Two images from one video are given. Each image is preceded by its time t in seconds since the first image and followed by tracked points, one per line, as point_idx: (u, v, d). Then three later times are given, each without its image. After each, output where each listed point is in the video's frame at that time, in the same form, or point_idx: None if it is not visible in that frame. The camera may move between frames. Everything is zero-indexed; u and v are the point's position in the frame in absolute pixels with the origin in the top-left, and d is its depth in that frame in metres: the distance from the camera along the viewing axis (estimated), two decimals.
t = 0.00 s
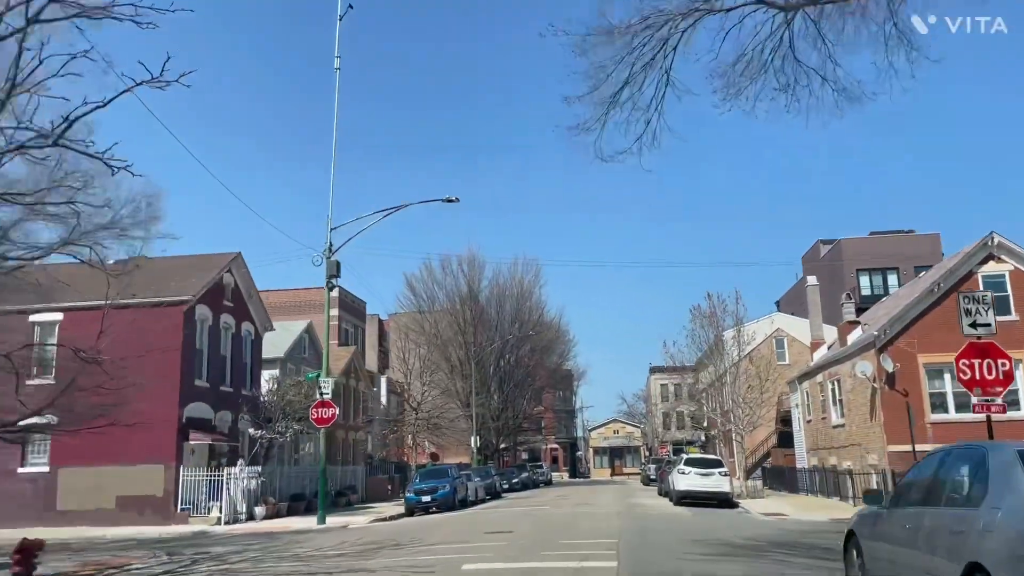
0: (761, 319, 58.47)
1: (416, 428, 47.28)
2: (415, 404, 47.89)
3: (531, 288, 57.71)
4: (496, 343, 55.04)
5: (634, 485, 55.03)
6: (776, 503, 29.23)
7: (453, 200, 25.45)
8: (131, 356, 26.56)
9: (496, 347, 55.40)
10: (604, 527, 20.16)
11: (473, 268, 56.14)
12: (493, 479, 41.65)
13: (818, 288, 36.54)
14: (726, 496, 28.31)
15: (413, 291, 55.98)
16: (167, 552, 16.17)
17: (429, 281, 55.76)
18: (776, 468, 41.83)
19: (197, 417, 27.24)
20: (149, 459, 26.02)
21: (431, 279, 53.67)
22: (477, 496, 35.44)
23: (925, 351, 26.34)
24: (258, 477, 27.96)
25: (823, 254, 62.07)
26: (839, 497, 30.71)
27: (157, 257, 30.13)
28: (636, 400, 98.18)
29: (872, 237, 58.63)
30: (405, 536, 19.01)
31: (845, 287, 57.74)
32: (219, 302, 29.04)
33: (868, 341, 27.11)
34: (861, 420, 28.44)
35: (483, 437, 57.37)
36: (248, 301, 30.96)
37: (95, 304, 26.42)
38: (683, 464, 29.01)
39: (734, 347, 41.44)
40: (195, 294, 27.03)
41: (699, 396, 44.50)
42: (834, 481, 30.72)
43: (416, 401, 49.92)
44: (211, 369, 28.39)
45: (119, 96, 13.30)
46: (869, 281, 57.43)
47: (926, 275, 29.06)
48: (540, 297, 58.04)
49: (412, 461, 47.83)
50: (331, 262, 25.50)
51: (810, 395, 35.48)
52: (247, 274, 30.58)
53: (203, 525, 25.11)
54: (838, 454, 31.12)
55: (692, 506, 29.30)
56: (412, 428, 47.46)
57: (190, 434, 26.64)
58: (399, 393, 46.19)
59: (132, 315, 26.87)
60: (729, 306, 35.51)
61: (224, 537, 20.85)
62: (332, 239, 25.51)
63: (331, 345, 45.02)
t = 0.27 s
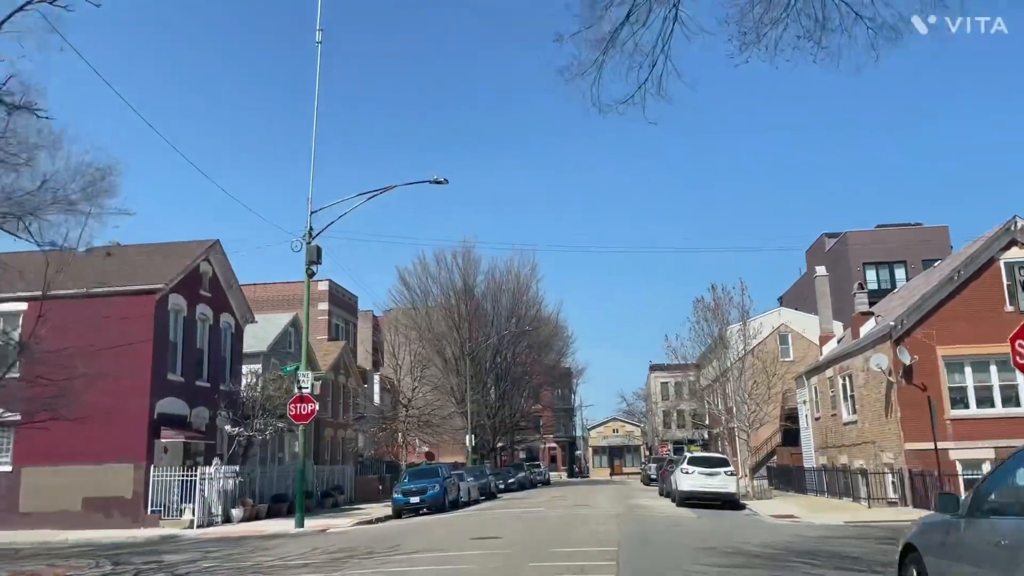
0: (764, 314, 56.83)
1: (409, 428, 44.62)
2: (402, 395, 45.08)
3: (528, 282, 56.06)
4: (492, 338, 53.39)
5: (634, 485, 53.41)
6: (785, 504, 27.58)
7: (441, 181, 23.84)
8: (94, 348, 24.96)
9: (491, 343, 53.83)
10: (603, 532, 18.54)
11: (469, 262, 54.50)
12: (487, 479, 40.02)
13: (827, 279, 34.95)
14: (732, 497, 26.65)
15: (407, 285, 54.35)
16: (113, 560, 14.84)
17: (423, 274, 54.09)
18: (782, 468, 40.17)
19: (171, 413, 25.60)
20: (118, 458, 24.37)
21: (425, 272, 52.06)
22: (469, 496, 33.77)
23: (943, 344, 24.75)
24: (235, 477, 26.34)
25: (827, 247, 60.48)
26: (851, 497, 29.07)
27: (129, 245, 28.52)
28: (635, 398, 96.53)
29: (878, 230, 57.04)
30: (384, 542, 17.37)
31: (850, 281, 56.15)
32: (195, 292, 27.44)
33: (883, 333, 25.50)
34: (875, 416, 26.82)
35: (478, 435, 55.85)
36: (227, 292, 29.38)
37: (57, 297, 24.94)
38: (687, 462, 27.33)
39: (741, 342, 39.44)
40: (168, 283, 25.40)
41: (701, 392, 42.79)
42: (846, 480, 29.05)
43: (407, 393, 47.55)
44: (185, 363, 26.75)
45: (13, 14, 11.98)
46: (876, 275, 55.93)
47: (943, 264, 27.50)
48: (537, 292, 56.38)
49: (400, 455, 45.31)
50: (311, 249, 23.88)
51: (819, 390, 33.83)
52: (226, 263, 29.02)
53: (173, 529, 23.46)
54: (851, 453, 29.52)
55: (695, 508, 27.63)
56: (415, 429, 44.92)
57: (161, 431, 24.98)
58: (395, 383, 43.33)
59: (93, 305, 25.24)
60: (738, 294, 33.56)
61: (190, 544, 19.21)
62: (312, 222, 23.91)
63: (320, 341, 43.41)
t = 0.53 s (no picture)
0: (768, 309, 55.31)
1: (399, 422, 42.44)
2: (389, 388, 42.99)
3: (525, 277, 54.47)
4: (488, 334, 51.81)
5: (633, 485, 51.94)
6: (794, 506, 26.10)
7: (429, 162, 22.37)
8: (58, 341, 23.47)
9: (487, 339, 52.35)
10: (600, 537, 17.07)
11: (464, 255, 52.93)
12: (482, 479, 38.52)
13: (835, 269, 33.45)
14: (738, 498, 25.15)
15: (400, 280, 52.82)
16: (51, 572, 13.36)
17: (416, 269, 52.54)
18: (789, 467, 38.52)
19: (142, 410, 24.08)
20: (84, 457, 22.83)
21: (418, 266, 50.52)
22: (462, 498, 32.20)
23: (963, 335, 23.26)
24: (211, 477, 24.85)
25: (832, 241, 59.00)
26: (862, 499, 27.62)
27: (100, 233, 26.98)
28: (635, 397, 95.05)
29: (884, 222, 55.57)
30: (361, 550, 15.89)
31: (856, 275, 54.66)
32: (170, 282, 25.95)
33: (899, 324, 24.02)
34: (889, 412, 25.37)
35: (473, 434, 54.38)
36: (205, 283, 27.91)
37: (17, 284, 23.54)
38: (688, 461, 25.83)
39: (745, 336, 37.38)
40: (138, 270, 23.90)
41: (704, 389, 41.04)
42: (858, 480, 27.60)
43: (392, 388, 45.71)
44: (159, 356, 25.22)
45: None
46: (882, 268, 54.44)
47: (961, 252, 26.06)
48: (534, 286, 54.80)
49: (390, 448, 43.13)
50: (289, 233, 22.21)
51: (826, 386, 32.30)
52: (203, 252, 27.58)
53: (142, 533, 21.98)
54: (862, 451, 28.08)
55: (699, 509, 26.13)
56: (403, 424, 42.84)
57: (132, 428, 23.45)
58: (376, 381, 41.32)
59: (55, 296, 23.76)
60: (744, 283, 31.82)
61: (153, 550, 17.73)
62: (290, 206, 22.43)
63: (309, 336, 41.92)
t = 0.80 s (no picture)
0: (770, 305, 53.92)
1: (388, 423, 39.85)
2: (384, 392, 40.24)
3: (522, 271, 53.07)
4: (483, 330, 50.47)
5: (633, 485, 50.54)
6: (802, 508, 24.76)
7: (417, 142, 20.97)
8: (21, 334, 22.13)
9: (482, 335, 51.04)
10: (597, 543, 15.73)
11: (459, 249, 51.49)
12: (476, 479, 37.09)
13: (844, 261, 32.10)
14: (744, 500, 23.79)
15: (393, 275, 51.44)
16: None
17: (410, 263, 51.08)
18: (795, 467, 36.94)
19: (112, 406, 22.70)
20: (50, 456, 21.47)
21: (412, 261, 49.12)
22: (454, 499, 30.77)
23: (983, 327, 21.93)
24: (186, 478, 23.50)
25: (836, 236, 57.62)
26: (873, 500, 26.28)
27: (71, 221, 25.61)
28: (634, 396, 93.60)
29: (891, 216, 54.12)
30: (335, 558, 14.55)
31: (861, 271, 53.28)
32: (144, 271, 24.57)
33: (915, 315, 22.68)
34: (903, 408, 24.03)
35: (469, 433, 53.12)
36: (183, 273, 26.55)
37: None
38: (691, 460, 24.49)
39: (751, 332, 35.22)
40: (108, 258, 22.50)
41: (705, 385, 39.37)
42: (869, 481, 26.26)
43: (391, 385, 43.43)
44: (132, 349, 23.83)
45: None
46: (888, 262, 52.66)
47: (979, 241, 24.71)
48: (532, 282, 53.40)
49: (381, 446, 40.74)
50: (266, 218, 20.89)
51: (835, 382, 30.94)
52: (181, 240, 26.22)
53: (109, 537, 20.68)
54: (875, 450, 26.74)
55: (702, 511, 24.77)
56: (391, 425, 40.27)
57: (100, 425, 22.07)
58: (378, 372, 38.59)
59: (18, 287, 22.41)
60: (750, 275, 30.25)
61: (114, 558, 16.39)
62: (268, 189, 21.05)
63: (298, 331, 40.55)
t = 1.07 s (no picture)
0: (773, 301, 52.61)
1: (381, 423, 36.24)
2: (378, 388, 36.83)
3: (519, 267, 51.73)
4: (479, 327, 49.19)
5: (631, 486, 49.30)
6: (810, 510, 23.54)
7: (403, 121, 19.64)
8: None
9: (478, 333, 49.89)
10: (594, 551, 14.46)
11: (454, 244, 50.12)
12: (471, 479, 35.83)
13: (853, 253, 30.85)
14: (749, 502, 22.57)
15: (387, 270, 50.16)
16: None
17: (403, 258, 49.71)
18: (800, 467, 35.51)
19: (81, 402, 21.43)
20: (14, 455, 20.21)
21: (405, 256, 47.89)
22: (446, 501, 29.52)
23: (1004, 320, 20.70)
24: (160, 479, 22.25)
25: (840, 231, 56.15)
26: (884, 502, 25.06)
27: (41, 208, 24.33)
28: (633, 395, 92.35)
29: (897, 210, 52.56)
30: (307, 568, 13.33)
31: (866, 267, 51.97)
32: (117, 260, 23.31)
33: (931, 307, 21.46)
34: (918, 406, 22.78)
35: (464, 432, 51.96)
36: (160, 264, 25.33)
37: None
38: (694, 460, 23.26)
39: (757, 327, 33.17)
40: (77, 245, 21.24)
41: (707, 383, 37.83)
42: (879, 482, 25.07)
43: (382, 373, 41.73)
44: (104, 342, 22.56)
45: None
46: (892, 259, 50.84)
47: (997, 231, 23.46)
48: (529, 277, 52.05)
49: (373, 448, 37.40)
50: (242, 202, 19.57)
51: (843, 379, 29.69)
52: (157, 228, 25.00)
53: (74, 542, 19.47)
54: (888, 450, 25.48)
55: (705, 514, 23.54)
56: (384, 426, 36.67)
57: (68, 422, 20.80)
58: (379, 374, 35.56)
59: None
60: (756, 266, 28.85)
61: (71, 566, 15.17)
62: (244, 171, 19.75)
63: (286, 328, 39.31)
